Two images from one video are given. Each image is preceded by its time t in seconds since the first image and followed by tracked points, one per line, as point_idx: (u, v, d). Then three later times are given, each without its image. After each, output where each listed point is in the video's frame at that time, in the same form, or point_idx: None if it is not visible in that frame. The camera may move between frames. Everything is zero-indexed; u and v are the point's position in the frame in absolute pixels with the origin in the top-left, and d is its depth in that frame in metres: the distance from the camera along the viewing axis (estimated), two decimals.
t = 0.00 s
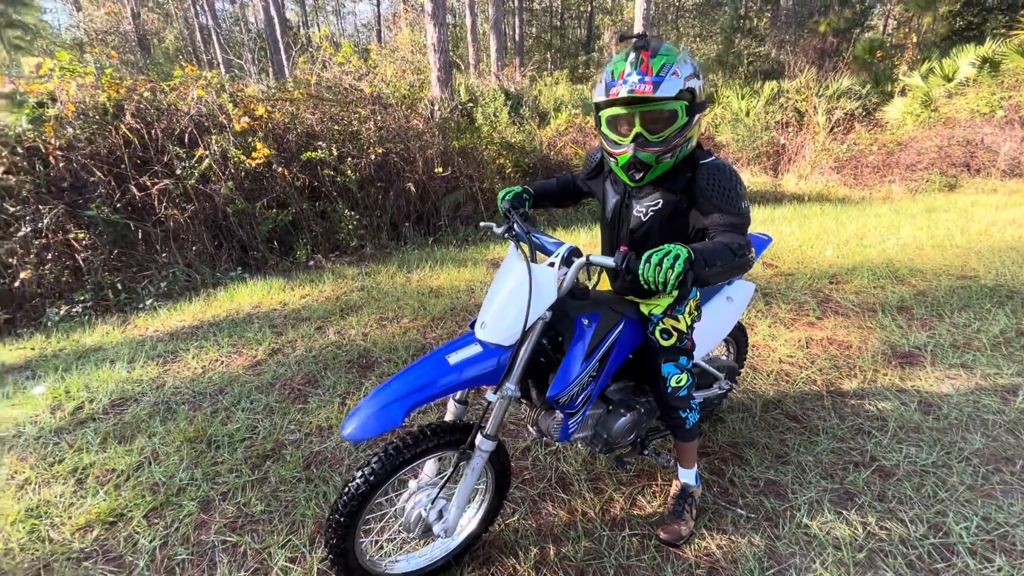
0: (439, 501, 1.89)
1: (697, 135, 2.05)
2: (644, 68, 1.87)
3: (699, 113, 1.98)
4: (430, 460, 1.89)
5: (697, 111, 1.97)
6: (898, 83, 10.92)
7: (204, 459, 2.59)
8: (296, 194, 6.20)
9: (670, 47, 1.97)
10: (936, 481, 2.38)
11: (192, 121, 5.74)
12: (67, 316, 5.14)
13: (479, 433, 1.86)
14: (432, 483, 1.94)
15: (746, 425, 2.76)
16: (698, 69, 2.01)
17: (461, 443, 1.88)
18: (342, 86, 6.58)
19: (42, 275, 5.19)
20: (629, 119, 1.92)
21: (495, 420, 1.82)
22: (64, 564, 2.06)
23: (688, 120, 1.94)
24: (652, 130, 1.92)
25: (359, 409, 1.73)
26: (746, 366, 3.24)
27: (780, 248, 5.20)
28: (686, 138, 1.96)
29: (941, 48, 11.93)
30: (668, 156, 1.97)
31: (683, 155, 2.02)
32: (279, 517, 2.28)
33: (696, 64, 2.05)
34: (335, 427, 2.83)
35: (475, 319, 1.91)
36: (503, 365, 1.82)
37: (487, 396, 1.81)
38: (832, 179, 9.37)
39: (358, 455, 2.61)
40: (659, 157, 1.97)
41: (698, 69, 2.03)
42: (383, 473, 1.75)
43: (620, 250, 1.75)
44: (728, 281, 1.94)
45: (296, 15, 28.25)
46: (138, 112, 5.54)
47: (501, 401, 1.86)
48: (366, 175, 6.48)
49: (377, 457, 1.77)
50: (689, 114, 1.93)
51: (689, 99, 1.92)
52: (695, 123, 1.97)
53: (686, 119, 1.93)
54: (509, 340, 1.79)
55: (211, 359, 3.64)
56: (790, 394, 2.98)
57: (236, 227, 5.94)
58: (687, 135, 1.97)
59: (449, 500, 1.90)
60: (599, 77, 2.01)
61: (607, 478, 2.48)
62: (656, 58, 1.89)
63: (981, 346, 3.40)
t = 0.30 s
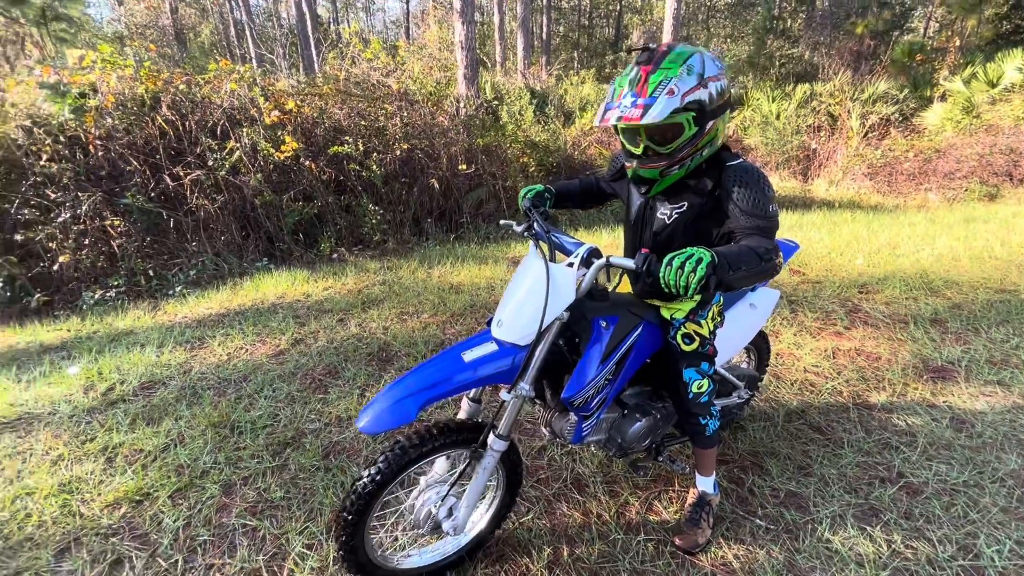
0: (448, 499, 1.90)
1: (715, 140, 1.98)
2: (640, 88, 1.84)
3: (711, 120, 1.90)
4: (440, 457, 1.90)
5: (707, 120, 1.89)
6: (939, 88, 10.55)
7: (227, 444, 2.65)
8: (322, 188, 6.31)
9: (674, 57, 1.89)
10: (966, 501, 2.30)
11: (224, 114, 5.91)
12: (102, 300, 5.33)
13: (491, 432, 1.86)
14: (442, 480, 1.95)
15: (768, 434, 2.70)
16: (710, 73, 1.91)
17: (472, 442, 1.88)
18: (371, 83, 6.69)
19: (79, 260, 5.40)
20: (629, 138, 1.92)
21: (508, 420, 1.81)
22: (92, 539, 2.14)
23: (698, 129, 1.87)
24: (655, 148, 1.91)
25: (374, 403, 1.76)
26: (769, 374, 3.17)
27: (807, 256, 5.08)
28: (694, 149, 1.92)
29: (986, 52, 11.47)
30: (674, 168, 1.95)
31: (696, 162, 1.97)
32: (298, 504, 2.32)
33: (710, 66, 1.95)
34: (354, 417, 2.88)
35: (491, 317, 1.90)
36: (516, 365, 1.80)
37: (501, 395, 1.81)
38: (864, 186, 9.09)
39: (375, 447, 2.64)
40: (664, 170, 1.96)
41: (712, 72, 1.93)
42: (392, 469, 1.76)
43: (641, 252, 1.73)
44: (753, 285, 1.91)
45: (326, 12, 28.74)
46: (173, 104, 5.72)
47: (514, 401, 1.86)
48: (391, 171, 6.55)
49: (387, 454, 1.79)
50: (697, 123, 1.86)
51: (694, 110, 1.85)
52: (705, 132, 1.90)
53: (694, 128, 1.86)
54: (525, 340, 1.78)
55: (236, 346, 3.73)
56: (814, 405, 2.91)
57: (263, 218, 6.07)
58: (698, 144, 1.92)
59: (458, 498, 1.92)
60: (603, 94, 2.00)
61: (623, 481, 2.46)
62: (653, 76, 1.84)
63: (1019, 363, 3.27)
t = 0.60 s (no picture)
0: (445, 503, 1.90)
1: (727, 142, 1.96)
2: (643, 84, 1.84)
3: (722, 121, 1.89)
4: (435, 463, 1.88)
5: (717, 120, 1.88)
6: (1005, 92, 9.97)
7: (272, 423, 2.75)
8: (363, 180, 6.50)
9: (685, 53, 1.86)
10: None
11: (273, 106, 6.21)
12: (155, 282, 5.62)
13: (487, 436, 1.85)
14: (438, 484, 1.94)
15: (811, 444, 2.62)
16: (721, 71, 1.88)
17: (467, 446, 1.87)
18: (412, 79, 6.90)
19: (137, 243, 5.70)
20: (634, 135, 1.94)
21: (505, 423, 1.81)
22: (149, 505, 2.26)
23: (705, 130, 1.86)
24: (658, 148, 1.93)
25: (367, 400, 1.78)
26: (814, 383, 3.07)
27: (855, 263, 4.89)
28: (702, 150, 1.91)
29: None
30: (677, 170, 1.96)
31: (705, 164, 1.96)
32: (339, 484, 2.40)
33: (727, 63, 1.92)
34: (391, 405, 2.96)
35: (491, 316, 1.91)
36: (512, 365, 1.80)
37: (498, 397, 1.80)
38: (919, 194, 8.66)
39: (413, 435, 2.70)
40: (667, 170, 1.97)
41: (727, 70, 1.90)
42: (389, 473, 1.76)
43: (644, 250, 1.75)
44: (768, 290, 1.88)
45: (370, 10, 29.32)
46: (226, 96, 6.08)
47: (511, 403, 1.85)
48: (430, 165, 6.74)
49: (381, 457, 1.79)
50: (704, 124, 1.85)
51: (703, 111, 1.84)
52: (714, 133, 1.89)
53: (700, 129, 1.86)
54: (522, 341, 1.79)
55: (280, 331, 3.86)
56: (862, 418, 2.80)
57: (306, 208, 6.28)
58: (706, 146, 1.91)
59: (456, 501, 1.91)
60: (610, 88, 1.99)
61: (659, 483, 2.42)
62: (658, 73, 1.83)
63: None
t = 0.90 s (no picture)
0: (422, 496, 1.97)
1: (719, 142, 2.05)
2: (636, 78, 1.97)
3: (711, 121, 1.99)
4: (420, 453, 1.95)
5: (707, 121, 1.99)
6: None
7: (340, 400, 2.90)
8: (416, 174, 6.71)
9: (678, 50, 1.97)
10: None
11: (334, 100, 6.48)
12: (222, 263, 5.95)
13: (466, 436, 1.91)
14: (418, 475, 2.02)
15: (881, 456, 2.54)
16: (713, 71, 1.98)
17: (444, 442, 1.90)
18: (466, 75, 7.06)
19: (206, 227, 6.04)
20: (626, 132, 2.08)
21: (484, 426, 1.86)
22: (233, 466, 2.42)
23: (694, 129, 1.99)
24: (650, 145, 2.07)
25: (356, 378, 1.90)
26: (880, 395, 2.98)
27: (923, 276, 4.69)
28: (691, 149, 2.03)
29: None
30: (665, 169, 2.08)
31: (694, 166, 2.07)
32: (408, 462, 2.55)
33: (722, 61, 2.01)
34: (451, 393, 3.07)
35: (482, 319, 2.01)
36: (493, 366, 1.89)
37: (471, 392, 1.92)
38: (992, 207, 8.19)
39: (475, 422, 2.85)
40: (655, 168, 2.10)
41: (721, 68, 1.99)
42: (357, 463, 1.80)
43: (619, 253, 1.81)
44: (752, 283, 1.94)
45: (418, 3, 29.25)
46: (292, 89, 6.42)
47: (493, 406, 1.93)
48: (481, 161, 6.92)
49: (351, 444, 1.85)
50: (692, 124, 1.98)
51: (691, 110, 1.96)
52: (704, 133, 2.00)
53: (689, 129, 1.99)
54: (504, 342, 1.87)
55: (341, 315, 4.03)
56: (936, 434, 2.70)
57: (361, 199, 6.52)
58: (696, 145, 2.02)
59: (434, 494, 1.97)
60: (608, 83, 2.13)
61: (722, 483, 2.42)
62: (649, 70, 1.95)
63: None
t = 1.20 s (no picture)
0: (443, 489, 2.06)
1: (744, 143, 2.04)
2: (664, 63, 1.99)
3: (738, 119, 1.98)
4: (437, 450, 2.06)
5: (733, 118, 1.98)
6: None
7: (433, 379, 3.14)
8: (483, 169, 6.92)
9: (712, 39, 1.98)
10: None
11: (409, 95, 6.78)
12: (301, 246, 6.29)
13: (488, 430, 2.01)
14: (436, 470, 2.11)
15: (988, 472, 2.66)
16: (747, 65, 1.97)
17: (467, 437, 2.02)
18: (532, 73, 7.27)
19: (289, 212, 6.44)
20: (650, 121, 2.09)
21: (506, 420, 1.97)
22: (342, 429, 2.67)
23: (719, 124, 1.98)
24: (671, 137, 2.07)
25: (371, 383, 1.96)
26: (983, 412, 3.05)
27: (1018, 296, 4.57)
28: (714, 146, 2.02)
29: None
30: (684, 164, 2.07)
31: (715, 164, 2.06)
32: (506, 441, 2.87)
33: (758, 56, 2.00)
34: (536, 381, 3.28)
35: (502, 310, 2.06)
36: (519, 359, 1.96)
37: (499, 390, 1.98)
38: None
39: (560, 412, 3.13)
40: (673, 162, 2.09)
41: (756, 64, 1.98)
42: (382, 457, 1.92)
43: (660, 253, 1.87)
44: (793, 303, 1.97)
45: None
46: (370, 83, 6.72)
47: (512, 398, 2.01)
48: (549, 158, 7.08)
49: (373, 443, 1.96)
50: (718, 118, 1.97)
51: (719, 104, 1.95)
52: (729, 131, 1.99)
53: (715, 123, 1.98)
54: (528, 336, 1.94)
55: (420, 300, 4.19)
56: None
57: (429, 191, 6.76)
58: (719, 141, 2.01)
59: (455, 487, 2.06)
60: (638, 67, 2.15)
61: (821, 485, 2.60)
62: (679, 55, 1.97)
63: None
